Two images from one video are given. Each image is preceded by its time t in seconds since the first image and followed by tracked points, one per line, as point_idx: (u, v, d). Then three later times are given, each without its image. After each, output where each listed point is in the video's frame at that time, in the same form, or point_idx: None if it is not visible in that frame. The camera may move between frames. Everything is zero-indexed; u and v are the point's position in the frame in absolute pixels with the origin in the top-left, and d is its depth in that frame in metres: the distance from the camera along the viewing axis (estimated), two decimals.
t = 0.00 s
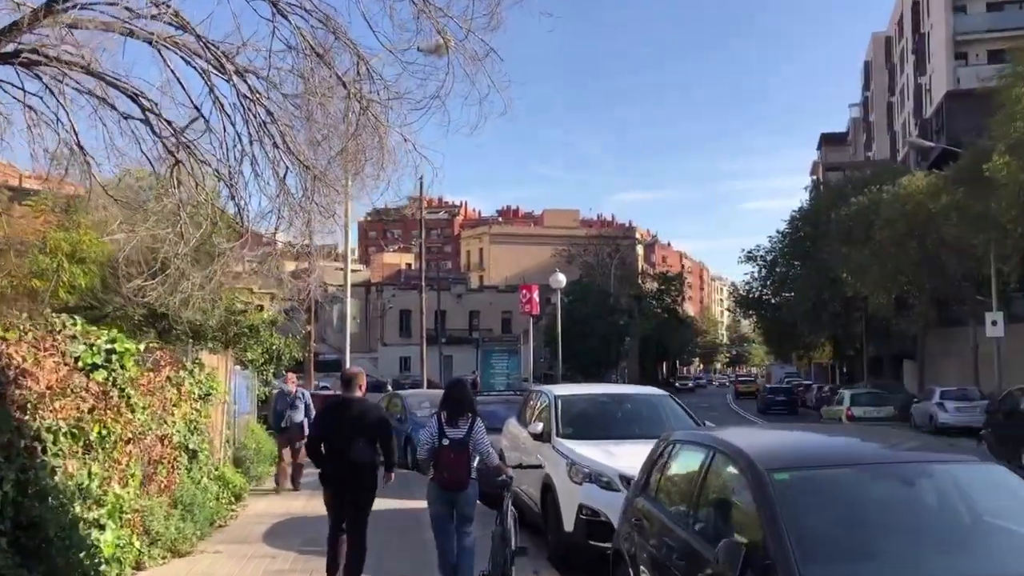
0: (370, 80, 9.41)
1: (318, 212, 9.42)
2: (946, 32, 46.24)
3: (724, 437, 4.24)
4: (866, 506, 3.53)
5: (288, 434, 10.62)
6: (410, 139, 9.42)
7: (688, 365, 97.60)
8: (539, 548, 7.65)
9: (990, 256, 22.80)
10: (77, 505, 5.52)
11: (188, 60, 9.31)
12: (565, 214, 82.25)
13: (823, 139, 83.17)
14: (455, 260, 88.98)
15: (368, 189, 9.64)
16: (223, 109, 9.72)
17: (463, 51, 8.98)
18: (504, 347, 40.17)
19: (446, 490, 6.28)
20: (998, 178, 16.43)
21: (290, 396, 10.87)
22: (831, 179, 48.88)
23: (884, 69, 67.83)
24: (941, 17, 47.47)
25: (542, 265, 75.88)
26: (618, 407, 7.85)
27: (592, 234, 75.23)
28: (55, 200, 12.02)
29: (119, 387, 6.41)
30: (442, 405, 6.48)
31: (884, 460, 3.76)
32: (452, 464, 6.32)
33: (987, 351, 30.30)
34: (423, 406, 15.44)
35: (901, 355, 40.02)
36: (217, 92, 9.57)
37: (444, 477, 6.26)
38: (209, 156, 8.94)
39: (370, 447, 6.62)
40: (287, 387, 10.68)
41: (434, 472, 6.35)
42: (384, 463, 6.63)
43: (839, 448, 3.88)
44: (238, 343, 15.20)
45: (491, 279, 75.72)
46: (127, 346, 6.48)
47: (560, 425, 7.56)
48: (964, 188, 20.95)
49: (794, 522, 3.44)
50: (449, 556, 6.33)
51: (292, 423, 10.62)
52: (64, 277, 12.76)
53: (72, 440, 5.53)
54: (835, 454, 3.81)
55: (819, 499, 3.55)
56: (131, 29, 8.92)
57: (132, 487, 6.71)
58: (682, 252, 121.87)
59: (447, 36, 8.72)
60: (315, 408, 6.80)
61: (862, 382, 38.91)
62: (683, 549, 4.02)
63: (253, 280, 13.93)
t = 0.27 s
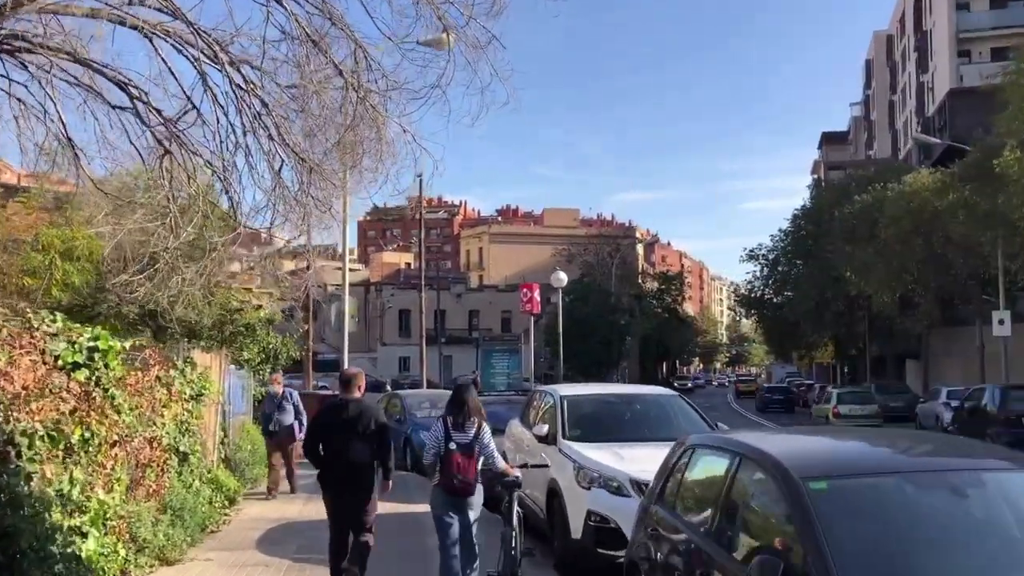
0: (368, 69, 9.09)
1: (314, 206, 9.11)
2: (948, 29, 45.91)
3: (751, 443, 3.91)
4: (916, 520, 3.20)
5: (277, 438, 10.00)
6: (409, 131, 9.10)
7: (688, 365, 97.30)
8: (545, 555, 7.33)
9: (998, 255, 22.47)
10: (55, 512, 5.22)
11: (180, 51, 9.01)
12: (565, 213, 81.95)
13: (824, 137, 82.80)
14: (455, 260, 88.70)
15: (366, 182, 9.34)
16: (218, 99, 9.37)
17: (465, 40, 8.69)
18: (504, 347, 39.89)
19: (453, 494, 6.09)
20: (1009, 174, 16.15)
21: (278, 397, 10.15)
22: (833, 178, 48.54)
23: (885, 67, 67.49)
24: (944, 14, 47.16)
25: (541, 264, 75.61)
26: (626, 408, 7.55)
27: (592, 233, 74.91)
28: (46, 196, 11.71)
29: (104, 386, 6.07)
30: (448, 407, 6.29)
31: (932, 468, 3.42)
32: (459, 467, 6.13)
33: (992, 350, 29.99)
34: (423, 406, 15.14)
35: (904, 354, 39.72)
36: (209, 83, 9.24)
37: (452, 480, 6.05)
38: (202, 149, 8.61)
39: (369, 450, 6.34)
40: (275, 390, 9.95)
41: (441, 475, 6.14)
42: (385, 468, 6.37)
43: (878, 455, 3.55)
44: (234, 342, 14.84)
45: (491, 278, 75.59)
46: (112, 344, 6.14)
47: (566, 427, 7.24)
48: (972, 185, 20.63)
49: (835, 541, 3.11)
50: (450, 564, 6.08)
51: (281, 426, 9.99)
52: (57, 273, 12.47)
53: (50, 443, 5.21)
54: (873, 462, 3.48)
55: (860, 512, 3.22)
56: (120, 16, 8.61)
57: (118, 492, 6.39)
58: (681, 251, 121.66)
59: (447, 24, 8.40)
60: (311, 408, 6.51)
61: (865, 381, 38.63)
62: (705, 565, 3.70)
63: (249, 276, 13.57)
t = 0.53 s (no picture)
0: (364, 61, 8.79)
1: (310, 204, 8.81)
2: (950, 27, 45.60)
3: (776, 453, 3.60)
4: (965, 541, 2.90)
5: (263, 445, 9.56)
6: (405, 123, 8.80)
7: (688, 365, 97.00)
8: (548, 565, 7.05)
9: (1005, 254, 22.17)
10: (27, 524, 4.93)
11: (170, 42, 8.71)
12: (565, 213, 81.58)
13: (824, 136, 82.49)
14: (454, 260, 88.32)
15: (363, 178, 9.04)
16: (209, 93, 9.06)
17: (463, 30, 8.40)
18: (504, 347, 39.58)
19: (457, 494, 5.98)
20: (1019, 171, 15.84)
21: (267, 399, 9.69)
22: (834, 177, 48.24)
23: (886, 65, 67.18)
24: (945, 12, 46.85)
25: (541, 264, 75.28)
26: (633, 412, 7.24)
27: (592, 232, 74.58)
28: (34, 193, 11.39)
29: (85, 389, 5.78)
30: (446, 405, 6.22)
31: (979, 484, 3.12)
32: (461, 464, 6.03)
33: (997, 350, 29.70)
34: (422, 408, 14.85)
35: (906, 354, 39.46)
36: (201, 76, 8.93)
37: (456, 478, 5.95)
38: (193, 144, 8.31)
39: (370, 454, 6.14)
40: (263, 391, 9.56)
41: (444, 475, 6.02)
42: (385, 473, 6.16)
43: (919, 469, 3.24)
44: (228, 343, 14.49)
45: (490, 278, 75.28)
46: (91, 345, 5.84)
47: (571, 431, 6.94)
48: (978, 183, 20.32)
49: (878, 566, 2.81)
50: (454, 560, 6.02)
51: (270, 430, 9.56)
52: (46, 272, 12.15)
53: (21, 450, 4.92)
54: (915, 476, 3.17)
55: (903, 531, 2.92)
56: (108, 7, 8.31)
57: (100, 501, 6.09)
58: (681, 251, 121.29)
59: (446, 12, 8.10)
60: (309, 411, 6.25)
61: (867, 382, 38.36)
62: None
63: (243, 275, 13.23)
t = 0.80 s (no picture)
0: (358, 49, 8.44)
1: (302, 197, 8.45)
2: (953, 23, 45.29)
3: (803, 458, 3.26)
4: None
5: (252, 449, 9.11)
6: (401, 112, 8.46)
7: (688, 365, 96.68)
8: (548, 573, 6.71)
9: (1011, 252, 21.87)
10: None
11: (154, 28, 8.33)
12: (564, 212, 81.23)
13: (825, 134, 82.15)
14: (453, 259, 87.93)
15: (357, 170, 8.68)
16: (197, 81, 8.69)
17: (461, 14, 8.05)
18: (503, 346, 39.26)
19: (448, 498, 5.88)
20: None
21: (256, 403, 9.16)
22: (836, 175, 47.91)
23: (887, 63, 66.88)
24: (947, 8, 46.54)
25: (540, 263, 74.93)
26: (638, 413, 6.90)
27: (591, 231, 74.25)
28: (19, 187, 11.03)
29: (55, 387, 5.43)
30: (439, 408, 6.06)
31: None
32: (452, 470, 5.90)
33: (1002, 349, 29.37)
34: (418, 409, 14.53)
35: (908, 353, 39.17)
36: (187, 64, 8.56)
37: (446, 483, 5.84)
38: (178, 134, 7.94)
39: (369, 451, 6.27)
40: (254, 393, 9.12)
41: (435, 480, 5.92)
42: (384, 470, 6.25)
43: (965, 477, 2.89)
44: (220, 341, 14.10)
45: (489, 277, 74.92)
46: (62, 341, 5.49)
47: (573, 433, 6.60)
48: (986, 180, 20.01)
49: None
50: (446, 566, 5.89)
51: (259, 436, 9.08)
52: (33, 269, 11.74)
53: None
54: (962, 485, 2.83)
55: (953, 549, 2.58)
56: None
57: (76, 506, 5.75)
58: (680, 250, 120.92)
59: None
60: (312, 409, 6.45)
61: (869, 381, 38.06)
62: None
63: (236, 272, 12.86)
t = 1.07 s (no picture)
0: (354, 36, 8.05)
1: (295, 189, 8.06)
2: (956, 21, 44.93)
3: (851, 468, 2.90)
4: None
5: (245, 451, 8.68)
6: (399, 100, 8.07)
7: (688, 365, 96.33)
8: None
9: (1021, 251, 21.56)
10: None
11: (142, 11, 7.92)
12: (564, 211, 80.85)
13: (825, 133, 81.83)
14: (452, 258, 87.52)
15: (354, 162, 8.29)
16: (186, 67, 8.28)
17: None
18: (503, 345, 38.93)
19: (443, 496, 5.79)
20: None
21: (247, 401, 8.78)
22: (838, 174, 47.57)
23: (889, 62, 66.54)
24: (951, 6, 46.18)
25: (540, 262, 74.58)
26: (649, 415, 6.54)
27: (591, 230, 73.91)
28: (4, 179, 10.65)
29: (25, 387, 5.00)
30: (431, 406, 5.98)
31: None
32: (447, 467, 5.83)
33: (1008, 349, 29.02)
34: (416, 409, 14.19)
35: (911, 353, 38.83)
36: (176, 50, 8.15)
37: (443, 482, 5.76)
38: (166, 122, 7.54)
39: (369, 452, 6.05)
40: (244, 391, 8.68)
41: (429, 477, 5.83)
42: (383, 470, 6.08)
43: None
44: (213, 340, 13.74)
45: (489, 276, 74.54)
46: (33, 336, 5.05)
47: (581, 436, 6.25)
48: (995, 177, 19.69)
49: None
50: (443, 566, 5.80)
51: (250, 435, 8.70)
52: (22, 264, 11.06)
53: None
54: None
55: None
56: None
57: (52, 515, 5.37)
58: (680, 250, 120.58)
59: None
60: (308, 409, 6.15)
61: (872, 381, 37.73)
62: None
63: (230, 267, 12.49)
